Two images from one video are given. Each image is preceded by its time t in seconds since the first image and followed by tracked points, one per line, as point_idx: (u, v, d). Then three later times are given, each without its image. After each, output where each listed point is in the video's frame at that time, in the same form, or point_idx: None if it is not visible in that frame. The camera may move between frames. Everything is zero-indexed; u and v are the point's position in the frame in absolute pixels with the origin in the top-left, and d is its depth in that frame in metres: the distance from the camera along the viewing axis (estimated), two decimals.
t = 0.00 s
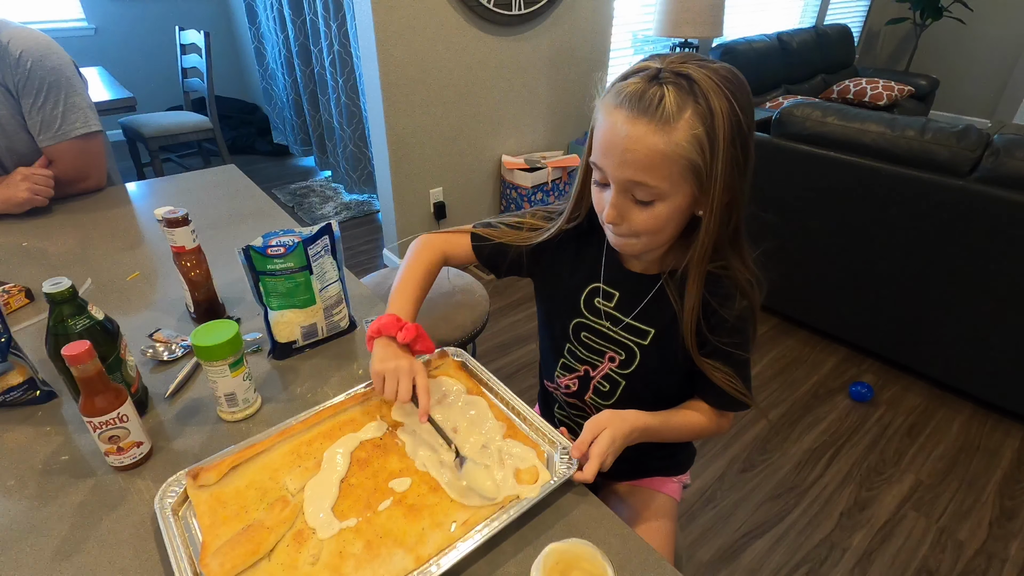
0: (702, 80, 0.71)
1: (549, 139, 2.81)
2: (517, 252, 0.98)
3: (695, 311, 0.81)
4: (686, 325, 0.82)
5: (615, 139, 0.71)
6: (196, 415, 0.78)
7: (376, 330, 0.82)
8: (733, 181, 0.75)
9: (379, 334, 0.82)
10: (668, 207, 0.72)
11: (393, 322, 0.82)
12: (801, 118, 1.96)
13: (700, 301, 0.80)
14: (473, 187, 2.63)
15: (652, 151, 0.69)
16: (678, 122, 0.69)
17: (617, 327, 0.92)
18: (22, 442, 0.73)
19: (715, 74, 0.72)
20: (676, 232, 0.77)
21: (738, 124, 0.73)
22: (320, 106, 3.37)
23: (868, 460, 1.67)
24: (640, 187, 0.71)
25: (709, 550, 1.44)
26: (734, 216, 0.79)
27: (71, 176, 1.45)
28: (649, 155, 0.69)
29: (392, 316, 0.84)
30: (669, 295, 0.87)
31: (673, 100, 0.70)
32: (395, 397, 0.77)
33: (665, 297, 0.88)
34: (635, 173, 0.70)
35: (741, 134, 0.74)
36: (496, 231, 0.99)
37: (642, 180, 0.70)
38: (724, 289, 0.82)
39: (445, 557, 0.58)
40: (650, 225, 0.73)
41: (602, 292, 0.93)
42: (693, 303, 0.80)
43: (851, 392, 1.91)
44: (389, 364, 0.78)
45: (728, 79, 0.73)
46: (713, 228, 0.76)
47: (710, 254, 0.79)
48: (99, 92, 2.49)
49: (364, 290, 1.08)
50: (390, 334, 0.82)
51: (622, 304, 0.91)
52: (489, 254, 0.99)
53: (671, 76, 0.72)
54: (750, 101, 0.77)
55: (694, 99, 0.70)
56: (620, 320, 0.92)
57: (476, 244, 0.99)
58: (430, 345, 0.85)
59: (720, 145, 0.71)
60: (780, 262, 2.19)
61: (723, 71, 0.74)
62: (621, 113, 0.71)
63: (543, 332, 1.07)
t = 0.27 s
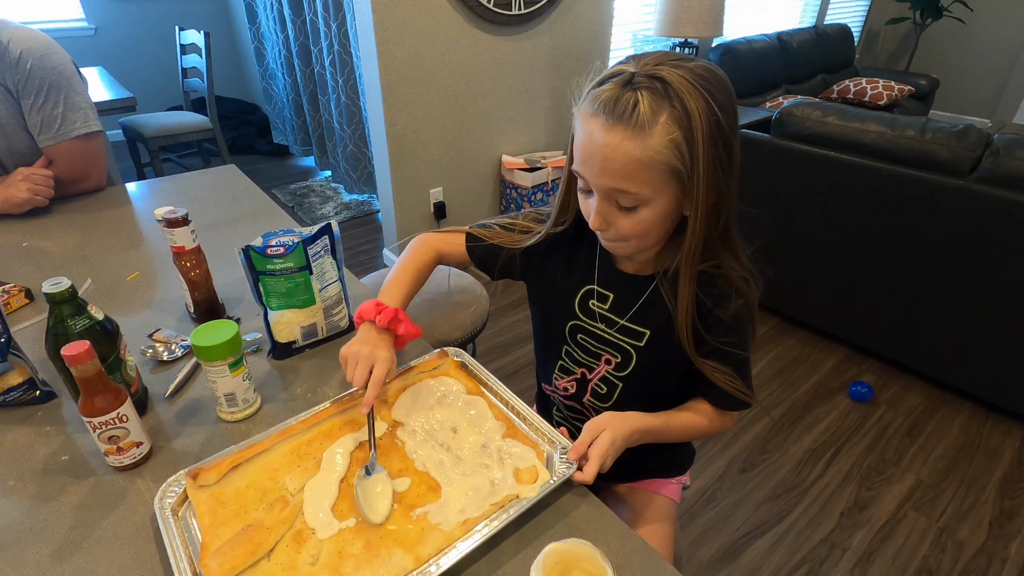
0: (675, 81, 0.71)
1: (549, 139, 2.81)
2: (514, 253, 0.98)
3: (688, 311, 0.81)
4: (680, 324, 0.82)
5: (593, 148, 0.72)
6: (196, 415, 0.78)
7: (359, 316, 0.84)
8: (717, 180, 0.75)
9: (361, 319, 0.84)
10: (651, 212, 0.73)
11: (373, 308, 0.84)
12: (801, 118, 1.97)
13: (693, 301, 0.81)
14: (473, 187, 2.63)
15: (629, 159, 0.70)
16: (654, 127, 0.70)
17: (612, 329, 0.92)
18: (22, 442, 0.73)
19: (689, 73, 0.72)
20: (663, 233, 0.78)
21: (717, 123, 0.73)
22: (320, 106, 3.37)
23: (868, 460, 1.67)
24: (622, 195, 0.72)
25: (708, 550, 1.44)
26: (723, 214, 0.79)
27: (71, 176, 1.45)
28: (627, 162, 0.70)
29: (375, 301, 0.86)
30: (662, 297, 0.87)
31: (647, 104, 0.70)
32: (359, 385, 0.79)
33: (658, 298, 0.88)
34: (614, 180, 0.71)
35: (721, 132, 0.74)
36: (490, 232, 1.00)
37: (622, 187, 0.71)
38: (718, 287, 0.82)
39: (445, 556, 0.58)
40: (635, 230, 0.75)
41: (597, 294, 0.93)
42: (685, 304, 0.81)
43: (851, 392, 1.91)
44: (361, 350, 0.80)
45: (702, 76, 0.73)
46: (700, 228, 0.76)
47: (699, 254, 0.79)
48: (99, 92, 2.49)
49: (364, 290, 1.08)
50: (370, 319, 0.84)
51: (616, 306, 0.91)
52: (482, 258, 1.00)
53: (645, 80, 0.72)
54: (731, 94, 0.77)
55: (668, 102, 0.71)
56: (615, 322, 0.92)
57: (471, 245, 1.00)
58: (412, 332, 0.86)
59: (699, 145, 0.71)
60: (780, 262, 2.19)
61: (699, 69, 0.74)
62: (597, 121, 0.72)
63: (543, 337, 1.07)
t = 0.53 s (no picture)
0: (664, 84, 0.71)
1: (549, 139, 2.81)
2: (516, 250, 0.99)
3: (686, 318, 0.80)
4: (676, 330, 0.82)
5: (583, 153, 0.73)
6: (196, 415, 0.78)
7: (384, 303, 0.87)
8: (710, 182, 0.75)
9: (387, 307, 0.87)
10: (643, 215, 0.73)
11: (399, 295, 0.87)
12: (801, 118, 1.97)
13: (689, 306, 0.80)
14: (473, 187, 2.63)
15: (617, 162, 0.70)
16: (641, 131, 0.70)
17: (610, 329, 0.93)
18: (23, 441, 0.73)
19: (677, 76, 0.72)
20: (657, 237, 0.78)
21: (708, 126, 0.72)
22: (320, 106, 3.37)
23: (868, 460, 1.67)
24: (612, 198, 0.73)
25: (709, 550, 1.44)
26: (717, 217, 0.78)
27: (71, 176, 1.45)
28: (615, 166, 0.71)
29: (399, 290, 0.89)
30: (659, 299, 0.87)
31: (635, 108, 0.71)
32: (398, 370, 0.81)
33: (654, 300, 0.88)
34: (604, 185, 0.72)
35: (713, 135, 0.73)
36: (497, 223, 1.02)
37: (611, 191, 0.72)
38: (714, 292, 0.82)
39: (446, 556, 0.58)
40: (626, 234, 0.75)
41: (595, 293, 0.93)
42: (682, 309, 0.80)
43: (851, 392, 1.91)
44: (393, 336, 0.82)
45: (692, 78, 0.72)
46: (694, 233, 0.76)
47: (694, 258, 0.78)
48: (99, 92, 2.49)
49: (364, 290, 1.08)
50: (396, 306, 0.86)
51: (614, 306, 0.91)
52: (489, 245, 1.01)
53: (634, 83, 0.73)
54: (724, 95, 0.76)
55: (656, 105, 0.71)
56: (612, 322, 0.92)
57: (479, 234, 1.02)
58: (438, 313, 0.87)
59: (688, 147, 0.70)
60: (780, 262, 2.19)
61: (690, 72, 0.73)
62: (587, 126, 0.73)
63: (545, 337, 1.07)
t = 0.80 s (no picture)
0: (666, 76, 0.72)
1: (549, 139, 2.81)
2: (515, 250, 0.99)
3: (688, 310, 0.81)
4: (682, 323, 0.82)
5: (584, 143, 0.73)
6: (196, 415, 0.78)
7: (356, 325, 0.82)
8: (710, 175, 0.75)
9: (357, 328, 0.83)
10: (643, 206, 0.73)
11: (371, 319, 0.82)
12: (801, 118, 1.97)
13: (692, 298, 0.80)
14: (473, 187, 2.63)
15: (619, 152, 0.70)
16: (643, 121, 0.70)
17: (611, 329, 0.92)
18: (22, 442, 0.73)
19: (679, 68, 0.73)
20: (657, 230, 0.78)
21: (709, 118, 0.72)
22: (320, 106, 3.37)
23: (868, 460, 1.67)
24: (613, 189, 0.73)
25: (709, 550, 1.44)
26: (716, 210, 0.79)
27: (71, 176, 1.45)
28: (617, 156, 0.70)
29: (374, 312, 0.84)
30: (660, 296, 0.87)
31: (637, 98, 0.71)
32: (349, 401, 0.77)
33: (655, 298, 0.87)
34: (605, 175, 0.72)
35: (714, 127, 0.73)
36: (488, 234, 1.00)
37: (612, 182, 0.72)
38: (716, 286, 0.82)
39: (445, 557, 0.58)
40: (626, 226, 0.75)
41: (595, 294, 0.93)
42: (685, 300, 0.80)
43: (851, 392, 1.91)
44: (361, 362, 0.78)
45: (694, 71, 0.73)
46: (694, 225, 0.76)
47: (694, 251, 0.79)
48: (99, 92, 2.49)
49: (364, 290, 1.08)
50: (367, 331, 0.82)
51: (615, 306, 0.91)
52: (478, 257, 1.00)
53: (636, 75, 0.73)
54: (724, 89, 0.76)
55: (658, 96, 0.71)
56: (613, 322, 0.92)
57: (467, 247, 1.00)
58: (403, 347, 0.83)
59: (690, 139, 0.71)
60: (780, 262, 2.19)
61: (691, 65, 0.74)
62: (589, 116, 0.73)
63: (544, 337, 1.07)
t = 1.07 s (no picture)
0: (662, 80, 0.72)
1: (549, 139, 2.81)
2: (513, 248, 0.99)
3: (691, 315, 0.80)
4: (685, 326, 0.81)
5: (581, 147, 0.73)
6: (196, 415, 0.78)
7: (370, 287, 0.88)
8: (707, 179, 0.75)
9: (371, 292, 0.88)
10: (638, 211, 0.73)
11: (385, 283, 0.88)
12: (801, 118, 1.97)
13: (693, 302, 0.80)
14: (473, 187, 2.63)
15: (614, 158, 0.70)
16: (638, 126, 0.70)
17: (609, 327, 0.92)
18: (22, 441, 0.73)
19: (676, 72, 0.72)
20: (654, 234, 0.78)
21: (706, 123, 0.72)
22: (320, 106, 3.37)
23: (868, 460, 1.67)
24: (608, 194, 0.73)
25: (709, 550, 1.44)
26: (715, 214, 0.79)
27: (71, 176, 1.45)
28: (612, 161, 0.71)
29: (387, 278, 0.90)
30: (658, 299, 0.86)
31: (633, 104, 0.71)
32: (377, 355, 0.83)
33: (654, 298, 0.87)
34: (601, 180, 0.72)
35: (711, 132, 0.73)
36: (496, 218, 1.03)
37: (608, 187, 0.72)
38: (716, 289, 0.82)
39: (445, 556, 0.58)
40: (623, 230, 0.75)
41: (593, 291, 0.93)
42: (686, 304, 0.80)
43: (851, 392, 1.91)
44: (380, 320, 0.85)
45: (691, 75, 0.73)
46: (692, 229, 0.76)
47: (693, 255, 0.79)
48: (99, 92, 2.49)
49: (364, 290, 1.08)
50: (381, 293, 0.88)
51: (613, 304, 0.91)
52: (484, 240, 1.02)
53: (633, 80, 0.73)
54: (723, 92, 0.76)
55: (654, 101, 0.71)
56: (610, 320, 0.92)
57: (477, 228, 1.03)
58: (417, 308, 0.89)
59: (685, 143, 0.71)
60: (780, 262, 2.19)
61: (688, 70, 0.73)
62: (585, 121, 0.73)
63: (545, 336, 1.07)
